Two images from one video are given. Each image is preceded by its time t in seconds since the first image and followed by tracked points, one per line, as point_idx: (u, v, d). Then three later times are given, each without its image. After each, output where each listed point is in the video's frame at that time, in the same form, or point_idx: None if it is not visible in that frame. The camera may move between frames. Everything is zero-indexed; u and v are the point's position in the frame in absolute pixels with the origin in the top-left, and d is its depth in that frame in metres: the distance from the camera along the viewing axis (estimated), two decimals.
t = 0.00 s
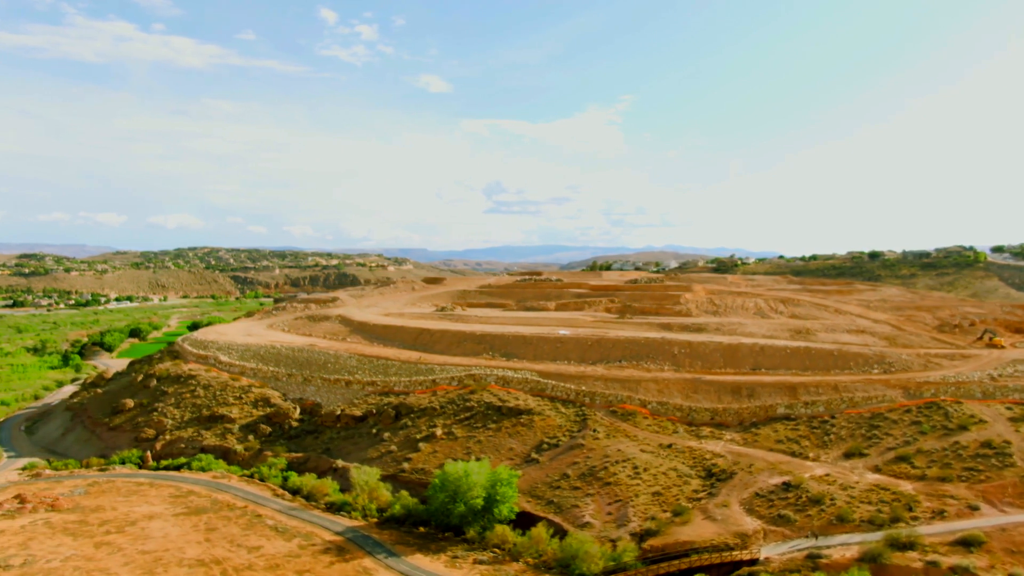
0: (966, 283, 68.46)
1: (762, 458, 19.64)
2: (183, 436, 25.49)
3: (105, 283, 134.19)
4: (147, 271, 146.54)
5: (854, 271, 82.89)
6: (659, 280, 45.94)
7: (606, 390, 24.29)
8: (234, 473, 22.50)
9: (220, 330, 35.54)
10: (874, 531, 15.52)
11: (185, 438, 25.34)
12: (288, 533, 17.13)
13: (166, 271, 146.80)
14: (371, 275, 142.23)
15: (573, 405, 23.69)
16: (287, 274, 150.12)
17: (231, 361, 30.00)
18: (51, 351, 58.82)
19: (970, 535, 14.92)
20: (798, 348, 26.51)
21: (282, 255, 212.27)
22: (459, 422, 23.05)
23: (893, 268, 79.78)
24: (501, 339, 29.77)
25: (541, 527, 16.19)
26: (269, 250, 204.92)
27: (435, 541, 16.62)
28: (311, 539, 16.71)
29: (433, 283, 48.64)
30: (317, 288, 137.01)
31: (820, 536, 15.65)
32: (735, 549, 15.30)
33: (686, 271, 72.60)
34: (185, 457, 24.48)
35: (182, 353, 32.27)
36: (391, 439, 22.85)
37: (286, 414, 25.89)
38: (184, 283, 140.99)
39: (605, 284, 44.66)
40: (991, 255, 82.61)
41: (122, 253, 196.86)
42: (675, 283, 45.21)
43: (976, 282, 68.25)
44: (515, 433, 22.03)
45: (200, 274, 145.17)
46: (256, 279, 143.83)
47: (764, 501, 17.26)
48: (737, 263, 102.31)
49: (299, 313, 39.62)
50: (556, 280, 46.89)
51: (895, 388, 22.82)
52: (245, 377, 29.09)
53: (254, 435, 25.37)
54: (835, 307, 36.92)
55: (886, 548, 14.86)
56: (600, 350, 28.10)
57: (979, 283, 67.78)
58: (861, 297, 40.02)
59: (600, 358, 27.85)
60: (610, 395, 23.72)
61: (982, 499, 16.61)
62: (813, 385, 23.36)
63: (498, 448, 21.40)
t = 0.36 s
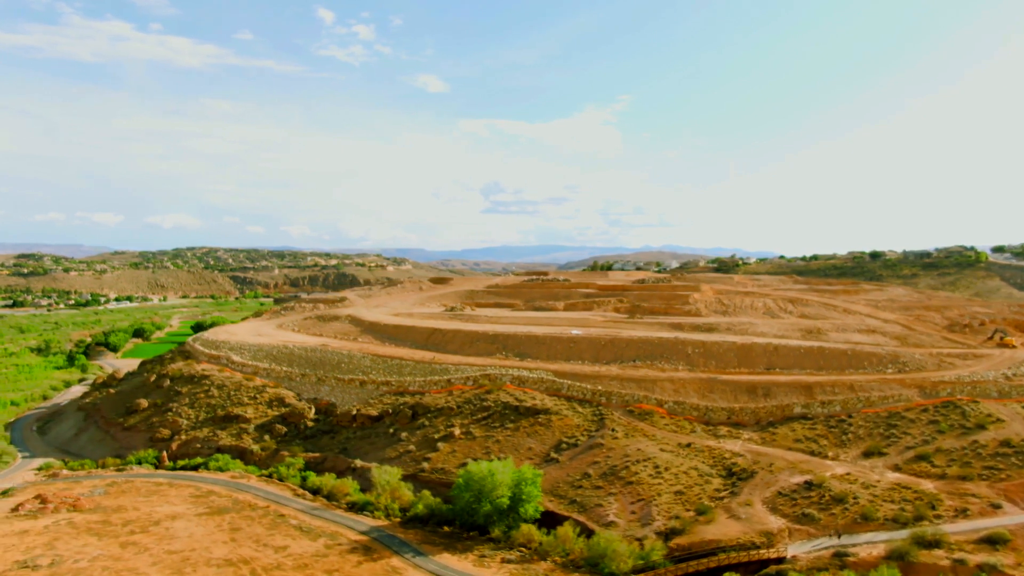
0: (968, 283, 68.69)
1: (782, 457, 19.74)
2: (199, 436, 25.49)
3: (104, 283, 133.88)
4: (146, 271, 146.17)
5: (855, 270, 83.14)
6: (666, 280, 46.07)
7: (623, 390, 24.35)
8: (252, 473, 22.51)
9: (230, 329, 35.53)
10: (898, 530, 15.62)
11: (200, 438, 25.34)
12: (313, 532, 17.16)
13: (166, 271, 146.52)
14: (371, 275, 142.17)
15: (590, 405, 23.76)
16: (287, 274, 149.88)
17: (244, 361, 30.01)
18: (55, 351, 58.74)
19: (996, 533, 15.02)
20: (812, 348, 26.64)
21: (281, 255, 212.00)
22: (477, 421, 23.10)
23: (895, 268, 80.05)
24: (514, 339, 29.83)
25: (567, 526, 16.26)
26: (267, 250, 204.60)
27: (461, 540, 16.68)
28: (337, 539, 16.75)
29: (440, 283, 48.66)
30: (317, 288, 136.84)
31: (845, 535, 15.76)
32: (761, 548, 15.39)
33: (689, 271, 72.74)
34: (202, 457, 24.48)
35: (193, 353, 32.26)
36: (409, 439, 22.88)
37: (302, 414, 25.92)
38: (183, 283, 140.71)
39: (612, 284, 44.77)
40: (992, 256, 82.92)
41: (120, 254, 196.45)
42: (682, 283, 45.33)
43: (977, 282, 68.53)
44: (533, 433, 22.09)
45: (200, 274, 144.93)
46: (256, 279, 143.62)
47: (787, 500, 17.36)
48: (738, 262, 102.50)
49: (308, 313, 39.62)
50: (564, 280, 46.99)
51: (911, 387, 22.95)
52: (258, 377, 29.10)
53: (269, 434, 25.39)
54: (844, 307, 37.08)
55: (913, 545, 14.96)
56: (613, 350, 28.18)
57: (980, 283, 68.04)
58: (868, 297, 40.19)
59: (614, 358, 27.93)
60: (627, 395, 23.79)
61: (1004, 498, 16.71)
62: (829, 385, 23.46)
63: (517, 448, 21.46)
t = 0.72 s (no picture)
0: (972, 283, 68.83)
1: (803, 456, 19.82)
2: (216, 436, 25.51)
3: (104, 283, 133.68)
4: (147, 271, 145.92)
5: (859, 270, 83.29)
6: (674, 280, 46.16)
7: (640, 389, 24.41)
8: (272, 473, 22.54)
9: (242, 329, 35.55)
10: (925, 529, 15.71)
11: (218, 438, 25.37)
12: (340, 532, 17.22)
13: (166, 271, 146.34)
14: (372, 275, 142.09)
15: (608, 404, 23.83)
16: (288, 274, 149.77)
17: (258, 361, 30.03)
18: (60, 351, 58.69)
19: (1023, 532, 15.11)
20: (828, 347, 26.73)
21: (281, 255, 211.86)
22: (496, 421, 23.16)
23: (898, 268, 80.22)
24: (528, 339, 29.89)
25: (595, 524, 16.33)
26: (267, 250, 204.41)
27: (488, 539, 16.76)
28: (364, 538, 16.80)
29: (448, 283, 48.72)
30: (318, 288, 136.78)
31: (871, 533, 15.86)
32: (789, 546, 15.48)
33: (693, 271, 72.80)
34: (220, 457, 24.49)
35: (206, 353, 32.27)
36: (428, 438, 22.92)
37: (319, 414, 25.95)
38: (184, 283, 140.53)
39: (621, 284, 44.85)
40: (995, 256, 83.10)
41: (120, 254, 196.15)
42: (691, 282, 45.42)
43: (981, 281, 68.71)
44: (553, 432, 22.15)
45: (200, 274, 144.82)
46: (257, 279, 143.51)
47: (812, 499, 17.45)
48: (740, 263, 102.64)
49: (319, 313, 39.65)
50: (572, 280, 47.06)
51: (928, 386, 23.06)
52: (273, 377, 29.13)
53: (287, 434, 25.41)
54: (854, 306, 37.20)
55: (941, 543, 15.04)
56: (628, 349, 28.25)
57: (984, 283, 68.21)
58: (877, 297, 40.30)
59: (629, 357, 27.99)
60: (645, 394, 23.86)
61: None
62: (846, 384, 23.55)
63: (537, 447, 21.52)
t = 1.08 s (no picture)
0: (978, 283, 68.90)
1: (825, 456, 19.89)
2: (235, 436, 25.56)
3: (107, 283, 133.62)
4: (149, 271, 145.85)
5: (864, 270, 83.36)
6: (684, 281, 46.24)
7: (659, 389, 24.46)
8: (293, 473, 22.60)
9: (255, 329, 35.59)
10: (952, 528, 15.78)
11: (237, 438, 25.42)
12: (368, 531, 17.28)
13: (169, 271, 146.33)
14: (375, 275, 142.11)
15: (627, 404, 23.89)
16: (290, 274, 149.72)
17: (274, 361, 30.08)
18: (67, 351, 58.69)
19: None
20: (844, 347, 26.79)
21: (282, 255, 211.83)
22: (516, 421, 23.21)
23: (903, 268, 80.32)
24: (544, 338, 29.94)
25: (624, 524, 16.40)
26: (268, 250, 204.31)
27: (516, 538, 16.83)
28: (392, 537, 16.85)
29: (458, 283, 48.77)
30: (321, 288, 136.77)
31: (899, 532, 15.92)
32: (819, 545, 15.54)
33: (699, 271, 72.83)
34: (239, 456, 24.54)
35: (221, 353, 32.30)
36: (449, 438, 22.98)
37: (337, 413, 26.01)
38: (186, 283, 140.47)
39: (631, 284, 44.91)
40: (1000, 256, 83.10)
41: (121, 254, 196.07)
42: (701, 282, 45.49)
43: (987, 281, 68.78)
44: (574, 432, 22.21)
45: (202, 274, 144.81)
46: (260, 279, 143.46)
47: (838, 498, 17.53)
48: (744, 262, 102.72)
49: (331, 313, 39.70)
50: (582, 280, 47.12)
51: (947, 386, 23.14)
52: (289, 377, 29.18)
53: (305, 434, 25.46)
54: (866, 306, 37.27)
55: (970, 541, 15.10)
56: (644, 349, 28.31)
57: (990, 282, 68.30)
58: (888, 297, 40.35)
59: (645, 357, 28.05)
60: (664, 394, 23.92)
61: None
62: (865, 384, 23.60)
63: (559, 447, 21.58)
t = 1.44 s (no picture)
0: (983, 283, 68.95)
1: (848, 455, 19.94)
2: (253, 435, 25.60)
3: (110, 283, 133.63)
4: (152, 271, 145.81)
5: (868, 270, 83.42)
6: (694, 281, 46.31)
7: (678, 389, 24.51)
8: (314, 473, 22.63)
9: (269, 329, 35.63)
10: (980, 526, 15.83)
11: (255, 438, 25.46)
12: (396, 530, 17.34)
13: (171, 271, 146.32)
14: (378, 275, 142.15)
15: (646, 404, 23.94)
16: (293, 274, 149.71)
17: (290, 361, 30.12)
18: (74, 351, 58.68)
19: None
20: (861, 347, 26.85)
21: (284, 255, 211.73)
22: (536, 421, 23.26)
23: (908, 268, 80.37)
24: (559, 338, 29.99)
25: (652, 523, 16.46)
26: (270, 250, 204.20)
27: (544, 537, 16.90)
28: (421, 537, 16.90)
29: (467, 283, 48.81)
30: (324, 288, 136.77)
31: (927, 531, 15.99)
32: (847, 544, 15.58)
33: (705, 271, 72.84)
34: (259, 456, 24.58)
35: (236, 352, 32.34)
36: (469, 438, 23.04)
37: (355, 413, 26.06)
38: (189, 283, 140.47)
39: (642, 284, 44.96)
40: (1004, 256, 83.18)
41: (123, 254, 196.00)
42: (711, 282, 45.56)
43: (993, 281, 68.86)
44: (595, 431, 22.25)
45: (205, 274, 144.82)
46: (263, 279, 143.45)
47: (863, 497, 17.60)
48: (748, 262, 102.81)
49: (343, 313, 39.74)
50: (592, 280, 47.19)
51: (965, 386, 23.21)
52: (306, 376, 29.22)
53: (324, 434, 25.51)
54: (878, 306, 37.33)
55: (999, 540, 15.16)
56: (660, 349, 28.36)
57: (996, 282, 68.39)
58: (899, 297, 40.39)
59: (661, 357, 28.10)
60: (683, 394, 23.97)
61: None
62: (884, 384, 23.66)
63: (580, 446, 21.63)
